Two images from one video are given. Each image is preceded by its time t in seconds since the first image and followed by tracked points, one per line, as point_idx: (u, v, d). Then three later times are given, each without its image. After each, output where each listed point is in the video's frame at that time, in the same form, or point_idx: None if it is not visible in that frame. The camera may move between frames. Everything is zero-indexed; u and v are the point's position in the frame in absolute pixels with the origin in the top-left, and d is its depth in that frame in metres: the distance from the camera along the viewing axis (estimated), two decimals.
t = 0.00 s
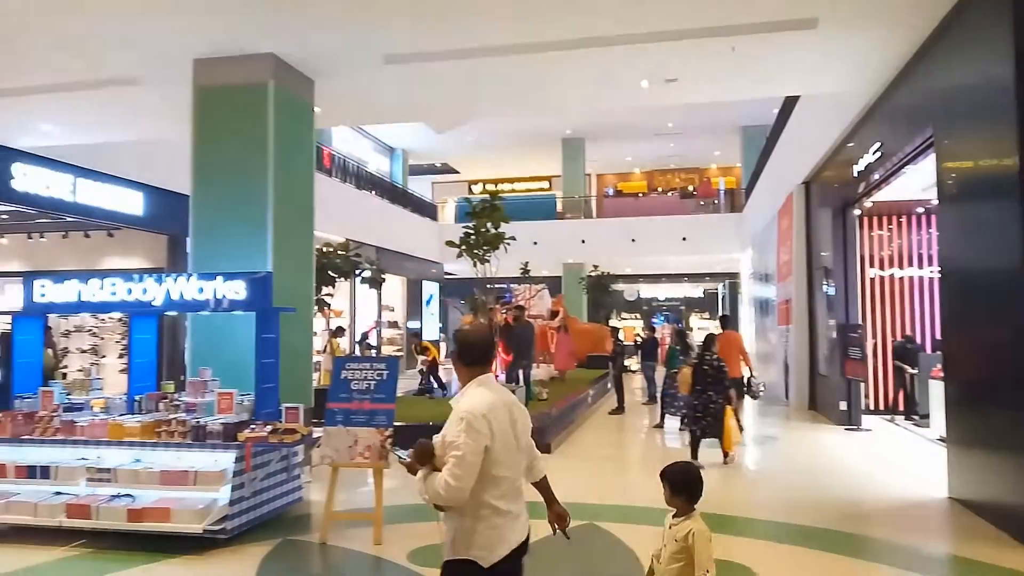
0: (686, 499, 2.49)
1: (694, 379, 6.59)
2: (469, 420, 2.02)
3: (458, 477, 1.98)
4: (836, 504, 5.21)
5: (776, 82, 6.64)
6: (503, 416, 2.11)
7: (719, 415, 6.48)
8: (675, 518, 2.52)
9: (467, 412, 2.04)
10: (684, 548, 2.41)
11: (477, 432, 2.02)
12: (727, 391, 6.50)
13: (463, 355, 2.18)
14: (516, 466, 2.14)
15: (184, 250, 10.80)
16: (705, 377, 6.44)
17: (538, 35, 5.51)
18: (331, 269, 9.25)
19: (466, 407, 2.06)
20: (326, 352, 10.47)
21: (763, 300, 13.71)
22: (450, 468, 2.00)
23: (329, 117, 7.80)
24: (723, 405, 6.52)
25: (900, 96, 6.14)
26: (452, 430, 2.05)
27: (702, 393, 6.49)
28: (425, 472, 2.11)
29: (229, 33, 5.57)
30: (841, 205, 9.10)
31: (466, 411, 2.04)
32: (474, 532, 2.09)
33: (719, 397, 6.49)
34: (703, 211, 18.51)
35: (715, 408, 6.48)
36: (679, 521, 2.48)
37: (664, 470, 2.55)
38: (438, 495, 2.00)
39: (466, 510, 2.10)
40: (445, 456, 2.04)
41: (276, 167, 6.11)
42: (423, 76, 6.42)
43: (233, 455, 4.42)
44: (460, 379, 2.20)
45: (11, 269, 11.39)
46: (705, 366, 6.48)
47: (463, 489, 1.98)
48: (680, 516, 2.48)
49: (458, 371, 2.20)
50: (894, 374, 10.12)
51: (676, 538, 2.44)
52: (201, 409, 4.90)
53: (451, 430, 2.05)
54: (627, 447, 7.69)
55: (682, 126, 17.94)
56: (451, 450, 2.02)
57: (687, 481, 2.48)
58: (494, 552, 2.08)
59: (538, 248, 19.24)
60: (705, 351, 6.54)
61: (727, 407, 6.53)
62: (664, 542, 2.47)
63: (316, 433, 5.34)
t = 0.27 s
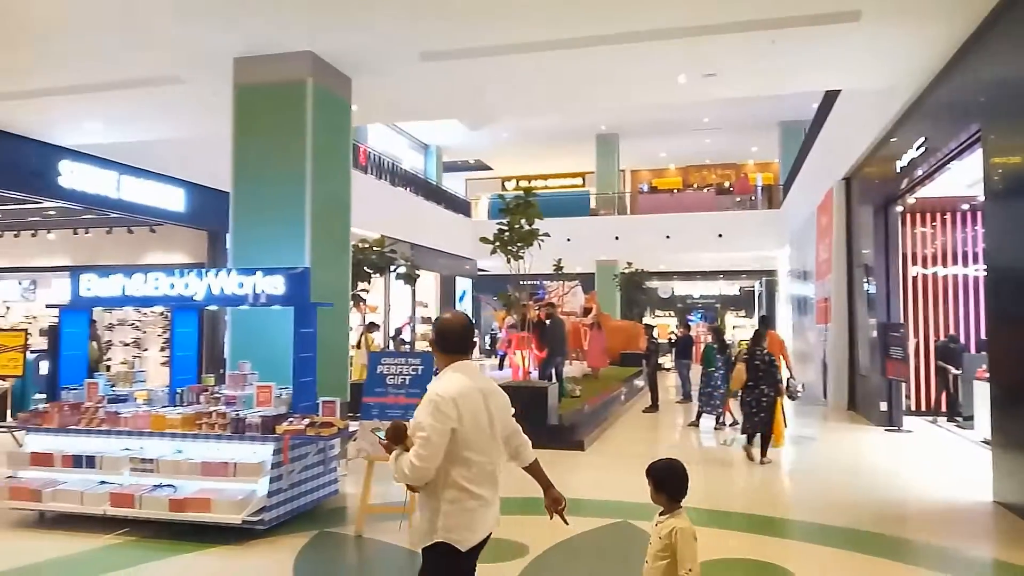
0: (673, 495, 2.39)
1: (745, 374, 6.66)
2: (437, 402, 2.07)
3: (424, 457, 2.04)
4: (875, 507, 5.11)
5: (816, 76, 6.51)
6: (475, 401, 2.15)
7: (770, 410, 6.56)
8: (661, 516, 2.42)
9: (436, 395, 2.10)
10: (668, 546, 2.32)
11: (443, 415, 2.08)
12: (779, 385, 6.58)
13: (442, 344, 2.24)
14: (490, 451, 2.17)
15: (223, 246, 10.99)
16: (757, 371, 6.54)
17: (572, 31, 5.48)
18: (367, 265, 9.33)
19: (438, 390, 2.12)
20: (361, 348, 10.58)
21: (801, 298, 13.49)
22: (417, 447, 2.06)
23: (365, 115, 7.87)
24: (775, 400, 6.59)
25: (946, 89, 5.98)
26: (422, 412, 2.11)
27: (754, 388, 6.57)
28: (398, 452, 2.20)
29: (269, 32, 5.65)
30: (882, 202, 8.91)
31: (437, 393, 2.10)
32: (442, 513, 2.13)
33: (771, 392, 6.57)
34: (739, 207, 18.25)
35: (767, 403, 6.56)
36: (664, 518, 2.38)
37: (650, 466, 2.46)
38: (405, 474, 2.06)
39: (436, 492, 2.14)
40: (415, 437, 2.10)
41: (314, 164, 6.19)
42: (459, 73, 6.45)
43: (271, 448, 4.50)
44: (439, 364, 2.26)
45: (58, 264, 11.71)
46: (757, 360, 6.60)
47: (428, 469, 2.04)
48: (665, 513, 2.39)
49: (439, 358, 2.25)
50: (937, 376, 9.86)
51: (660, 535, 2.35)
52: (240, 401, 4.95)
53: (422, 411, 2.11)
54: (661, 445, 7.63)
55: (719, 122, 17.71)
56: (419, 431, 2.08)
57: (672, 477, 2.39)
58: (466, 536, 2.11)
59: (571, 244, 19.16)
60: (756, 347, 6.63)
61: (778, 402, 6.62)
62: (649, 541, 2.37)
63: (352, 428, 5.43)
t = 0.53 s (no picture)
0: (657, 497, 2.21)
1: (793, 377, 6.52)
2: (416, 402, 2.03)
3: (403, 457, 2.00)
4: (919, 511, 4.99)
5: (857, 70, 6.37)
6: (455, 399, 2.10)
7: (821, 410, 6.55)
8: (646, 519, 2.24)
9: (414, 396, 2.06)
10: (649, 551, 2.14)
11: (423, 415, 2.03)
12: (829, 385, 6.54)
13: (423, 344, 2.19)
14: (472, 450, 2.12)
15: (262, 246, 11.16)
16: (808, 374, 6.44)
17: (608, 28, 5.44)
18: (403, 264, 9.40)
19: (418, 390, 2.08)
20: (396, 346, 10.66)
21: (842, 297, 13.21)
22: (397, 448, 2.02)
23: (401, 115, 7.91)
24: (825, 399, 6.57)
25: (994, 82, 5.80)
26: (403, 412, 2.07)
27: (804, 390, 6.51)
28: (382, 454, 2.17)
29: (306, 33, 5.72)
30: (926, 199, 8.66)
31: (417, 393, 2.06)
32: (424, 514, 2.08)
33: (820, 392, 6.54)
34: (777, 205, 17.96)
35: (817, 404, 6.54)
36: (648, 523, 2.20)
37: (636, 466, 2.27)
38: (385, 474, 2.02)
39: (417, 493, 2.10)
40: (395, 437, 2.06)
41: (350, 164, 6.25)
42: (494, 72, 6.45)
43: (311, 445, 4.54)
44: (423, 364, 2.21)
45: (103, 264, 12.00)
46: (807, 364, 6.43)
47: (405, 468, 2.01)
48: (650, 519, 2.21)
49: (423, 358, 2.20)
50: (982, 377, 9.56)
51: (642, 539, 2.17)
52: (281, 398, 5.02)
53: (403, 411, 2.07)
54: (698, 446, 7.53)
55: (756, 118, 17.46)
56: (399, 431, 2.04)
57: (653, 476, 2.22)
58: (448, 535, 2.06)
59: (606, 243, 19.09)
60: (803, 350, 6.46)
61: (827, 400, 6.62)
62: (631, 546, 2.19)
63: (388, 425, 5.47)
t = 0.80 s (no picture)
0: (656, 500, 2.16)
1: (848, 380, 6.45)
2: (406, 399, 2.06)
3: (393, 452, 2.02)
4: (978, 520, 4.82)
5: (907, 67, 6.22)
6: (443, 398, 2.13)
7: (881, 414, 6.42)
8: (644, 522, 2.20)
9: (405, 393, 2.09)
10: (650, 555, 2.10)
11: (412, 411, 2.06)
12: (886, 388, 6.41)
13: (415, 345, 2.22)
14: (459, 448, 2.13)
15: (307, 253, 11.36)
16: (865, 375, 6.35)
17: (650, 29, 5.41)
18: (444, 270, 9.48)
19: (410, 387, 2.11)
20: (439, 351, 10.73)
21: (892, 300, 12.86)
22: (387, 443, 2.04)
23: (443, 122, 7.98)
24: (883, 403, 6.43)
25: None
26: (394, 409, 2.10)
27: (861, 393, 6.39)
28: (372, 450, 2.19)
29: (350, 44, 5.82)
30: (979, 198, 8.34)
31: (408, 391, 2.09)
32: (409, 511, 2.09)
33: (877, 395, 6.41)
34: (824, 206, 17.59)
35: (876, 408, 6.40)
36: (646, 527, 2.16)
37: (633, 469, 2.23)
38: (374, 468, 2.04)
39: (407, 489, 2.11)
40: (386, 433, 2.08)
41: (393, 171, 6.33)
42: (534, 77, 6.47)
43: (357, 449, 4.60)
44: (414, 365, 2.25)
45: (156, 272, 12.34)
46: (865, 365, 6.36)
47: (394, 463, 2.02)
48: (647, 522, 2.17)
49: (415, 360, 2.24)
50: None
51: (642, 542, 2.14)
52: (327, 403, 5.07)
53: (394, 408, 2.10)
54: (744, 452, 7.41)
55: (801, 118, 17.16)
56: (390, 426, 2.07)
57: (649, 478, 2.17)
58: (432, 531, 2.07)
59: (647, 247, 19.00)
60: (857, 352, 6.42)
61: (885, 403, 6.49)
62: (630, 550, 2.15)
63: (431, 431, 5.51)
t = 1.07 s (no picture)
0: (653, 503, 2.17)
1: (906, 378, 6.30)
2: (401, 399, 2.08)
3: (390, 451, 2.04)
4: None
5: (959, 59, 6.04)
6: (436, 396, 2.15)
7: (939, 415, 6.24)
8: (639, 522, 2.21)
9: (399, 394, 2.11)
10: (643, 556, 2.11)
11: (407, 411, 2.08)
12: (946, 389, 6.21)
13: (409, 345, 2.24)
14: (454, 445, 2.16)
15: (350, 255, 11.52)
16: (923, 375, 6.18)
17: (692, 26, 5.36)
18: (486, 270, 9.53)
19: (405, 387, 2.13)
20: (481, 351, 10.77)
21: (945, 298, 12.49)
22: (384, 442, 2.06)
23: (484, 123, 8.02)
24: (942, 404, 6.25)
25: None
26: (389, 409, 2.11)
27: (919, 392, 6.21)
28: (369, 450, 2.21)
29: (393, 47, 5.89)
30: None
31: (403, 391, 2.11)
32: (408, 508, 2.11)
33: (938, 396, 6.22)
34: (872, 203, 17.16)
35: (934, 409, 6.22)
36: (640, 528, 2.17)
37: (632, 470, 2.23)
38: (371, 468, 2.06)
39: (404, 487, 2.13)
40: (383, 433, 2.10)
41: (435, 172, 6.38)
42: (575, 76, 6.45)
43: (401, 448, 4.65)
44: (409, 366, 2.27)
45: (205, 274, 12.64)
46: (923, 365, 6.19)
47: (393, 462, 2.03)
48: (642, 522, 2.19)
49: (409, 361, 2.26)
50: None
51: (636, 543, 2.15)
52: (372, 402, 5.13)
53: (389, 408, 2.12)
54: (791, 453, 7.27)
55: (848, 112, 16.78)
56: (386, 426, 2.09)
57: (649, 480, 2.18)
58: (429, 527, 2.08)
59: (689, 245, 18.84)
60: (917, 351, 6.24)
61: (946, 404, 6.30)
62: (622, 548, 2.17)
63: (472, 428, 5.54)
